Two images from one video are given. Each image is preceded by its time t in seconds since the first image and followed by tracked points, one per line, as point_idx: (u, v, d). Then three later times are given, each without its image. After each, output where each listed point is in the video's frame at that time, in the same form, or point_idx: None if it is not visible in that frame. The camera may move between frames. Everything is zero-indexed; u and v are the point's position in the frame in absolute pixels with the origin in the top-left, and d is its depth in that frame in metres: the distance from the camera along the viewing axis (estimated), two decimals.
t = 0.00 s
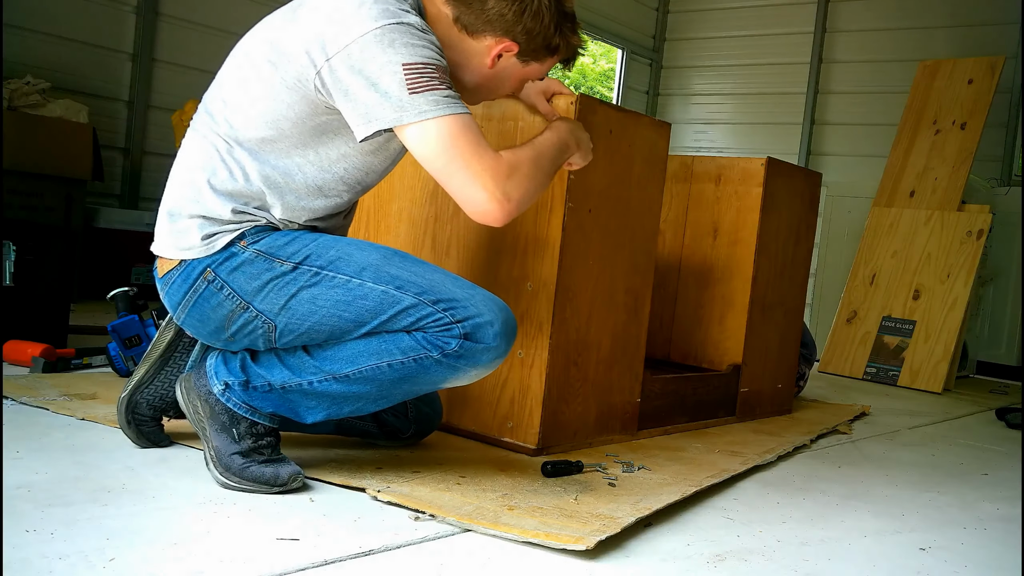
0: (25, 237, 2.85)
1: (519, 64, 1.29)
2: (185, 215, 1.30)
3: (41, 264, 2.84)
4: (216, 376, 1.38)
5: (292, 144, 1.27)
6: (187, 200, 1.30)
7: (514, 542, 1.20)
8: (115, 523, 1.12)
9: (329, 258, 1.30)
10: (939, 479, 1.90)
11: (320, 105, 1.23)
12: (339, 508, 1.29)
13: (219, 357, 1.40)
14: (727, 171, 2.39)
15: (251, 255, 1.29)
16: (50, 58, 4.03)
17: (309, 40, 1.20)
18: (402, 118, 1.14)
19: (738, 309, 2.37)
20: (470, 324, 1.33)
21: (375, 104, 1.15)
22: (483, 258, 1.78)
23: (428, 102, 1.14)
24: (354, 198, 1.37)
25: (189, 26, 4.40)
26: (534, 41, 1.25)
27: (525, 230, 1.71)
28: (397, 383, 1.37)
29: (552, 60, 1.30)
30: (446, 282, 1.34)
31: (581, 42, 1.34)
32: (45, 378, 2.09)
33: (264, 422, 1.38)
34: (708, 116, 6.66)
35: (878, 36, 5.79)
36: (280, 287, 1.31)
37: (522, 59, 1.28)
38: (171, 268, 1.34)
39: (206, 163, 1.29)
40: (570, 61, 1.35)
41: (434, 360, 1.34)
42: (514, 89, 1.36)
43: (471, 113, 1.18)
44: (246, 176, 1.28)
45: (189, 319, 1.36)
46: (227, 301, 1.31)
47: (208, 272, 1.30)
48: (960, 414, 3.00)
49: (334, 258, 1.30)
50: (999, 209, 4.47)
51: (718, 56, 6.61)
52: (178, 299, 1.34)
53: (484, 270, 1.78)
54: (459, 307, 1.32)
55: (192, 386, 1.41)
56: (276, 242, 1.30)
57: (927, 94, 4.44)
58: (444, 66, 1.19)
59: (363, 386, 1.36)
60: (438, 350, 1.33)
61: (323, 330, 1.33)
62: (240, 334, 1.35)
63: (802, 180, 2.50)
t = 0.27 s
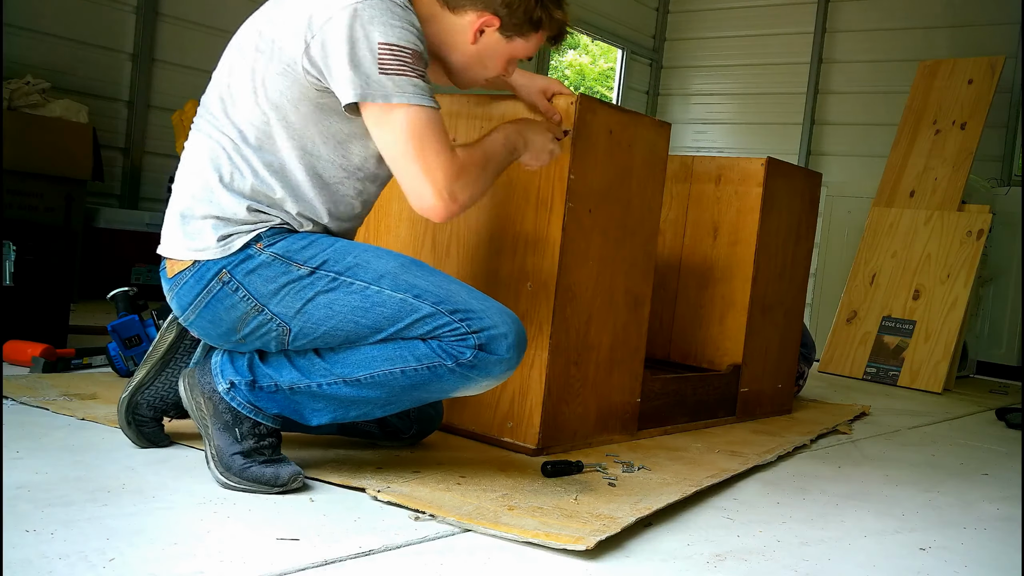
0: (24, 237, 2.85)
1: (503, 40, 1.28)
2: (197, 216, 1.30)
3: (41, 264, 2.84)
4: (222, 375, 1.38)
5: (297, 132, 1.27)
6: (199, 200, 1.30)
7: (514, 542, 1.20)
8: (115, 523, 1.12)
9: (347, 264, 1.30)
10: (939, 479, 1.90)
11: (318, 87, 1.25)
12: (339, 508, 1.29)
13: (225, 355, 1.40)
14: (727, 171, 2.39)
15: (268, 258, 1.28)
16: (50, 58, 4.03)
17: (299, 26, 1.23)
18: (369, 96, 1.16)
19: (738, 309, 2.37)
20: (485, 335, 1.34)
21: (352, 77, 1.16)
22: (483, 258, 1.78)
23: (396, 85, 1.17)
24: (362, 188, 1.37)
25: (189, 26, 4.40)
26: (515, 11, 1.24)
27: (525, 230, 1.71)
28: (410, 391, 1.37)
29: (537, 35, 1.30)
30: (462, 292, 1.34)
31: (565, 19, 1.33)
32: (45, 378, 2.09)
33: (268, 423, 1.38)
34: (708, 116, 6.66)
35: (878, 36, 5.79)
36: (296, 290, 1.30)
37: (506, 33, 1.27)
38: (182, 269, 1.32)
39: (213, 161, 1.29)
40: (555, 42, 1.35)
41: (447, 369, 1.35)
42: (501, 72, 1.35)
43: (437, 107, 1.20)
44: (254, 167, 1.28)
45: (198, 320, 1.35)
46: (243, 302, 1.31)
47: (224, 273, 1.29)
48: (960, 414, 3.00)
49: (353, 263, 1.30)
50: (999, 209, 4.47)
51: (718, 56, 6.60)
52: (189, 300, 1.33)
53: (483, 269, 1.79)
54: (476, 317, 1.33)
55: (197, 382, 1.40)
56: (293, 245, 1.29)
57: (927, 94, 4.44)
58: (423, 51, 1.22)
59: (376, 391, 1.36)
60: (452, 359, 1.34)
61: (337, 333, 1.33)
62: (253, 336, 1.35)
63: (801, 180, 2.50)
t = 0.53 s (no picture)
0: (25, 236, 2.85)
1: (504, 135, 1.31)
2: (153, 221, 1.34)
3: (41, 264, 2.84)
4: (202, 384, 1.38)
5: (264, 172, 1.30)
6: (157, 207, 1.34)
7: (514, 542, 1.20)
8: (115, 523, 1.12)
9: (281, 240, 1.31)
10: (940, 479, 1.90)
11: (299, 149, 1.27)
12: (339, 507, 1.28)
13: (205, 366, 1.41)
14: (728, 171, 2.39)
15: (210, 249, 1.31)
16: (50, 58, 4.03)
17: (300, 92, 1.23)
18: (352, 203, 1.25)
19: (738, 309, 2.37)
20: (420, 282, 1.31)
21: (341, 185, 1.23)
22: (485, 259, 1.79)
23: (380, 197, 1.27)
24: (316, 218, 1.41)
25: (190, 26, 4.39)
26: (519, 120, 1.26)
27: (525, 231, 1.71)
28: (368, 357, 1.35)
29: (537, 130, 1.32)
30: (392, 246, 1.32)
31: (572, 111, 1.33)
32: (45, 379, 2.09)
33: (256, 420, 1.38)
34: (708, 116, 6.66)
35: (878, 36, 5.79)
36: (238, 276, 1.31)
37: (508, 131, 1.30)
38: (143, 269, 1.38)
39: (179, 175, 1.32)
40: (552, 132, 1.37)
41: (392, 325, 1.32)
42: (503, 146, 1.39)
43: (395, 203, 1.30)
44: (217, 196, 1.31)
45: (165, 321, 1.39)
46: (192, 295, 1.33)
47: (172, 271, 1.33)
48: (960, 414, 3.00)
49: (285, 240, 1.31)
50: (998, 209, 4.47)
51: (718, 56, 6.60)
52: (151, 300, 1.38)
53: (484, 271, 1.79)
54: (407, 267, 1.31)
55: (182, 400, 1.41)
56: (231, 235, 1.32)
57: (927, 94, 4.44)
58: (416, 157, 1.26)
59: (336, 366, 1.35)
60: (392, 313, 1.31)
61: (285, 313, 1.33)
62: (211, 329, 1.37)
63: (802, 180, 2.50)
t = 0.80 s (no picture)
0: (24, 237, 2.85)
1: (511, 111, 1.34)
2: (157, 221, 1.34)
3: (41, 264, 2.84)
4: (204, 382, 1.38)
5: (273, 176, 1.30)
6: (162, 207, 1.33)
7: (514, 542, 1.20)
8: (114, 523, 1.12)
9: (292, 243, 1.31)
10: (940, 479, 1.90)
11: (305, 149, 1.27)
12: (339, 508, 1.28)
13: (208, 363, 1.41)
14: (727, 171, 2.39)
15: (219, 250, 1.31)
16: (50, 58, 4.03)
17: (303, 89, 1.23)
18: (360, 202, 1.25)
19: (738, 309, 2.37)
20: (432, 289, 1.31)
21: (348, 182, 1.22)
22: (485, 259, 1.79)
23: (388, 193, 1.26)
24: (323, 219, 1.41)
25: (190, 26, 4.39)
26: (523, 95, 1.29)
27: (525, 230, 1.71)
28: (375, 362, 1.36)
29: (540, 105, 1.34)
30: (406, 252, 1.32)
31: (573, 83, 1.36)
32: (45, 379, 2.09)
33: (257, 420, 1.38)
34: (708, 116, 6.66)
35: (878, 36, 5.79)
36: (247, 277, 1.31)
37: (514, 107, 1.32)
38: (149, 269, 1.38)
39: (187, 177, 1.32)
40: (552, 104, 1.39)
41: (402, 330, 1.33)
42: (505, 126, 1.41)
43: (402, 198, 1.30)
44: (223, 197, 1.31)
45: (169, 320, 1.39)
46: (200, 296, 1.33)
47: (179, 270, 1.33)
48: (960, 414, 3.00)
49: (296, 242, 1.31)
50: (999, 209, 4.47)
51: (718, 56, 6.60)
52: (156, 299, 1.38)
53: (484, 270, 1.79)
54: (419, 273, 1.31)
55: (183, 397, 1.41)
56: (241, 236, 1.31)
57: (927, 94, 4.44)
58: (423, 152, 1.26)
59: (342, 369, 1.35)
60: (403, 319, 1.32)
61: (294, 315, 1.33)
62: (218, 329, 1.37)
63: (802, 180, 2.50)
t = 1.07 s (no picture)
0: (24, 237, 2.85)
1: (513, 89, 1.34)
2: (163, 219, 1.33)
3: (41, 264, 2.83)
4: (205, 382, 1.38)
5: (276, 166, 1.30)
6: (168, 205, 1.33)
7: (514, 542, 1.20)
8: (115, 523, 1.12)
9: (302, 246, 1.31)
10: (939, 479, 1.90)
11: (306, 133, 1.27)
12: (338, 508, 1.28)
13: (209, 362, 1.41)
14: (727, 171, 2.39)
15: (227, 250, 1.30)
16: (50, 58, 4.03)
17: (300, 72, 1.24)
18: (363, 178, 1.23)
19: (738, 309, 2.37)
20: (441, 298, 1.31)
21: (349, 156, 1.21)
22: (484, 258, 1.78)
23: (391, 172, 1.24)
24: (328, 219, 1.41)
25: (190, 26, 4.39)
26: (526, 68, 1.30)
27: (526, 230, 1.71)
28: (380, 368, 1.36)
29: (543, 82, 1.36)
30: (417, 260, 1.32)
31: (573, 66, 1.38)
32: (45, 378, 2.09)
33: (258, 420, 1.38)
34: (708, 116, 6.66)
35: (879, 36, 5.79)
36: (256, 279, 1.31)
37: (516, 84, 1.33)
38: (154, 266, 1.37)
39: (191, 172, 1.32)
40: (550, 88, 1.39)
41: (409, 338, 1.33)
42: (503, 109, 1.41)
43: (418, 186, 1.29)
44: (228, 190, 1.31)
45: (173, 318, 1.39)
46: (206, 295, 1.33)
47: (186, 268, 1.32)
48: (960, 414, 2.99)
49: (307, 245, 1.30)
50: (999, 209, 4.47)
51: (718, 56, 6.60)
52: (161, 296, 1.37)
53: (484, 270, 1.79)
54: (429, 282, 1.31)
55: (185, 395, 1.41)
56: (250, 237, 1.31)
57: (927, 94, 4.44)
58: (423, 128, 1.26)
59: (346, 374, 1.35)
60: (411, 328, 1.32)
61: (301, 319, 1.33)
62: (222, 328, 1.36)
63: (802, 180, 2.50)
